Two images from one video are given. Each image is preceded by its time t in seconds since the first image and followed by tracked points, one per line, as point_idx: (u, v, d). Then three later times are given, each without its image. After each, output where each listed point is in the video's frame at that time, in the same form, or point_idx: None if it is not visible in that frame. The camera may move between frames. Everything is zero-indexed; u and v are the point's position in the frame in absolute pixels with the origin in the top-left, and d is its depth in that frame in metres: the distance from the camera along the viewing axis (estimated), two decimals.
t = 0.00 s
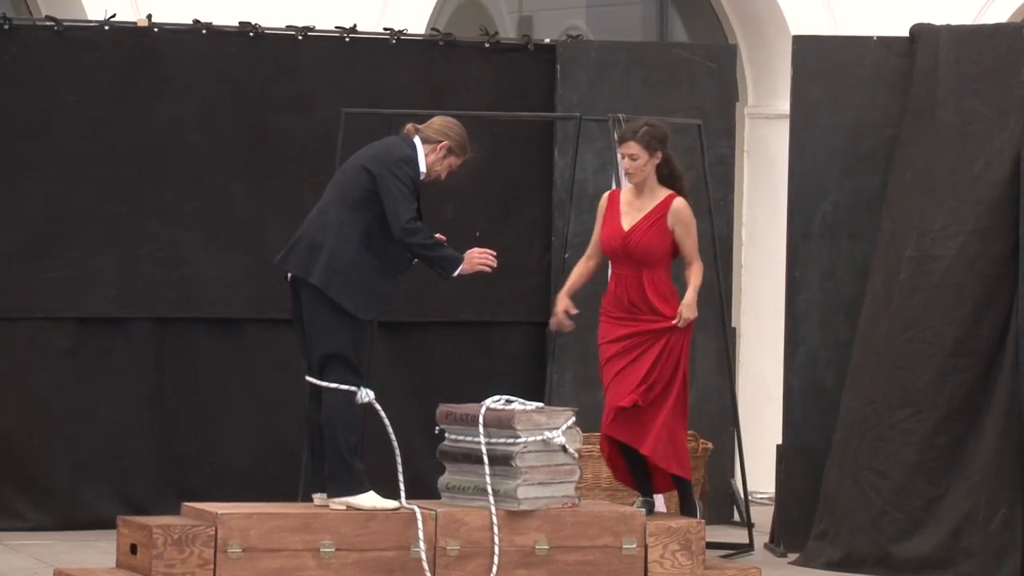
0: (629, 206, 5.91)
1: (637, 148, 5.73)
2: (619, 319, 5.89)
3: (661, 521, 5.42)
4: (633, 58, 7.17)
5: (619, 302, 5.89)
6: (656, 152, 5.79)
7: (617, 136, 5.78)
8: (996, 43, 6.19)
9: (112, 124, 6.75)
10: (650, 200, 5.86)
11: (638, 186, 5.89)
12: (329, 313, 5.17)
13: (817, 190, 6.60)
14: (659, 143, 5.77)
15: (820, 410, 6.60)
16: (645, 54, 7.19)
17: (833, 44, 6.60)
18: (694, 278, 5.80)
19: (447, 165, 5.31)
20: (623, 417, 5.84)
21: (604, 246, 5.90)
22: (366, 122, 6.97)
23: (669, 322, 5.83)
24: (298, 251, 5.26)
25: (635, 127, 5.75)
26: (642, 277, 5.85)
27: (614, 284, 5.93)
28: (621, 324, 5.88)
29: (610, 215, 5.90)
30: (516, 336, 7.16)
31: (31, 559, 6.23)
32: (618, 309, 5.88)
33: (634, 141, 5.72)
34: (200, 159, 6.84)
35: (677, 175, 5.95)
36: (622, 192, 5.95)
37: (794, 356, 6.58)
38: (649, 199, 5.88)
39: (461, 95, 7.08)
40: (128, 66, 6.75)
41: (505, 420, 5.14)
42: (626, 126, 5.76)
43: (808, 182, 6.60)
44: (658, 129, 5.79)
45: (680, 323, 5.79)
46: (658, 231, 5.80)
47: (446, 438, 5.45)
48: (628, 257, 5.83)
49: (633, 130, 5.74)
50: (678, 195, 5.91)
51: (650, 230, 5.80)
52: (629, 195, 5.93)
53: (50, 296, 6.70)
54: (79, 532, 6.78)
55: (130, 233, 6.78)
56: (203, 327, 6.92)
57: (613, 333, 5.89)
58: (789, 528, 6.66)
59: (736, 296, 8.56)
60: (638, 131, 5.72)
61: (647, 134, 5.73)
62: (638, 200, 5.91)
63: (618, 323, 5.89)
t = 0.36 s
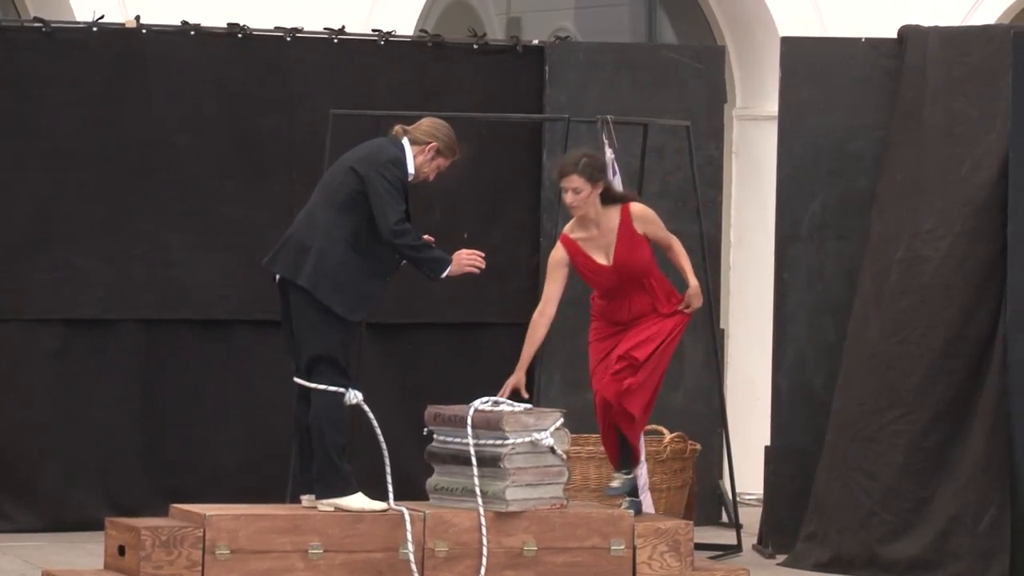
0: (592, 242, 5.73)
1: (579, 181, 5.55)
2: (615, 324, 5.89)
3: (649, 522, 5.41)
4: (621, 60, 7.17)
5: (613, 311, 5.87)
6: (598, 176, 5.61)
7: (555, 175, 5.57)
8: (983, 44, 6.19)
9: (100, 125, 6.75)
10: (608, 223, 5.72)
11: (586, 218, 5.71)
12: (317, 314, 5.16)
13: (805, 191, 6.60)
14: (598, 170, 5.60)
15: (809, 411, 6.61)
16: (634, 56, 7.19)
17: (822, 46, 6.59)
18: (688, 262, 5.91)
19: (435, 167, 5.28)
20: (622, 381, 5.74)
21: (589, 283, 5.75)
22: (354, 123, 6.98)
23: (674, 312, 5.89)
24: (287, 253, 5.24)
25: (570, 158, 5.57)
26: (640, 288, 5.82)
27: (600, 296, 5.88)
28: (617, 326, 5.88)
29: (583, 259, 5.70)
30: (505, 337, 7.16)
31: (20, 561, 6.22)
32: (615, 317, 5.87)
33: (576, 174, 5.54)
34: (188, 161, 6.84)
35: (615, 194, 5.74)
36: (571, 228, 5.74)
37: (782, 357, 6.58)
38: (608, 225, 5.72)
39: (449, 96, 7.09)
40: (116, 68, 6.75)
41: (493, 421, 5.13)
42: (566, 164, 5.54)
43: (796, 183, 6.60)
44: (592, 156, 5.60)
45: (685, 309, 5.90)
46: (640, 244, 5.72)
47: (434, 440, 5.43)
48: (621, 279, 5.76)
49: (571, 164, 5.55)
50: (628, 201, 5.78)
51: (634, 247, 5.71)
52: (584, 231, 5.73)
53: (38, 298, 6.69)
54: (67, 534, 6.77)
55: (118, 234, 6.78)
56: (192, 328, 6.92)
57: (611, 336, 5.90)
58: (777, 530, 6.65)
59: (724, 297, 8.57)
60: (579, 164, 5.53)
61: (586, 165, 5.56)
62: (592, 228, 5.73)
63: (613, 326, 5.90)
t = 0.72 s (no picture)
0: (567, 250, 5.57)
1: (548, 200, 5.37)
2: (597, 327, 5.67)
3: (642, 524, 5.39)
4: (614, 62, 7.17)
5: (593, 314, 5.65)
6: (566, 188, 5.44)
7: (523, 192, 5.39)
8: (975, 47, 6.18)
9: (93, 127, 6.74)
10: (580, 230, 5.53)
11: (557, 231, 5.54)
12: (309, 316, 5.15)
13: (797, 194, 6.60)
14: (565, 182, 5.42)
15: (801, 413, 6.61)
16: (626, 58, 7.19)
17: (814, 48, 6.60)
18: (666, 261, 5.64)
19: (427, 169, 5.30)
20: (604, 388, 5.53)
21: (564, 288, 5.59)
22: (347, 125, 6.98)
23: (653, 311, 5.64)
24: (279, 254, 5.23)
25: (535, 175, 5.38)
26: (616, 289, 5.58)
27: (579, 301, 5.67)
28: (598, 328, 5.66)
29: (557, 267, 5.55)
30: (498, 340, 7.17)
31: (13, 563, 6.21)
32: (595, 320, 5.65)
33: (544, 193, 5.36)
34: (181, 163, 6.84)
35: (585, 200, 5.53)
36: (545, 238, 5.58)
37: (774, 359, 6.58)
38: (581, 233, 5.52)
39: (441, 99, 7.09)
40: (110, 71, 6.75)
41: (486, 423, 5.14)
42: (531, 179, 5.37)
43: (788, 185, 6.60)
44: (557, 169, 5.42)
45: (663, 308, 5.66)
46: (612, 247, 5.52)
47: (427, 442, 5.43)
48: (596, 283, 5.55)
49: (537, 180, 5.37)
50: (600, 205, 5.58)
51: (606, 250, 5.52)
52: (556, 239, 5.56)
53: (30, 300, 6.69)
54: (59, 537, 6.77)
55: (111, 236, 6.77)
56: (185, 330, 6.92)
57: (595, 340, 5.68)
58: (770, 532, 6.65)
59: (716, 299, 8.58)
60: (545, 181, 5.35)
61: (553, 179, 5.38)
62: (564, 236, 5.56)
63: (594, 328, 5.68)
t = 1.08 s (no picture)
0: (552, 250, 5.56)
1: (535, 203, 5.36)
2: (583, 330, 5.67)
3: (643, 526, 5.39)
4: (614, 64, 7.17)
5: (578, 314, 5.64)
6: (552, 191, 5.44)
7: (509, 194, 5.39)
8: (975, 49, 6.18)
9: (93, 129, 6.74)
10: (565, 233, 5.53)
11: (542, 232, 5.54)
12: (310, 318, 5.15)
13: (797, 195, 6.60)
14: (551, 185, 5.41)
15: (801, 415, 6.60)
16: (626, 59, 7.19)
17: (815, 50, 6.59)
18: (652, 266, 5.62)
19: (428, 171, 5.30)
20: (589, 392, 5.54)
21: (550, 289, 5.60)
22: (348, 127, 6.98)
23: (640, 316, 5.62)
24: (279, 256, 5.23)
25: (522, 177, 5.37)
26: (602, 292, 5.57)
27: (565, 301, 5.66)
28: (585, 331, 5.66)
29: (542, 268, 5.56)
30: (498, 342, 7.17)
31: (13, 565, 6.21)
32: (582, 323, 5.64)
33: (530, 196, 5.35)
34: (181, 165, 6.84)
35: (570, 201, 5.53)
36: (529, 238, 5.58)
37: (775, 361, 6.57)
38: (566, 234, 5.52)
39: (441, 101, 7.09)
40: (109, 73, 6.75)
41: (486, 426, 5.13)
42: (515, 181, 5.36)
43: (788, 187, 6.60)
44: (543, 171, 5.41)
45: (648, 314, 5.64)
46: (596, 251, 5.51)
47: (427, 444, 5.42)
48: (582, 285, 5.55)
49: (523, 183, 5.36)
50: (586, 207, 5.57)
51: (590, 254, 5.50)
52: (541, 240, 5.56)
53: (30, 303, 6.69)
54: (59, 539, 6.76)
55: (111, 238, 6.77)
56: (185, 332, 6.91)
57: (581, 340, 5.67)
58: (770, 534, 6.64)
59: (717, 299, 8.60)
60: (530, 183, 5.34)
61: (540, 181, 5.38)
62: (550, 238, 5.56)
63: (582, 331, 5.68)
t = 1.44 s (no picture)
0: (541, 254, 5.48)
1: (522, 213, 5.26)
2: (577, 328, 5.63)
3: (647, 529, 5.32)
4: (615, 65, 7.11)
5: (571, 314, 5.60)
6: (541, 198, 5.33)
7: (497, 204, 5.28)
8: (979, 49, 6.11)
9: (89, 130, 6.68)
10: (555, 237, 5.43)
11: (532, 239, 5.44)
12: (308, 322, 5.09)
13: (800, 197, 6.55)
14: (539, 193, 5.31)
15: (803, 419, 6.55)
16: (627, 60, 7.13)
17: (817, 51, 6.54)
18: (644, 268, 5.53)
19: (427, 173, 5.24)
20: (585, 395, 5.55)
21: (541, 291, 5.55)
22: (346, 129, 6.92)
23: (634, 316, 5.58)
24: (277, 258, 5.16)
25: (508, 187, 5.26)
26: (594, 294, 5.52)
27: (558, 300, 5.61)
28: (579, 330, 5.62)
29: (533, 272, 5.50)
30: (496, 345, 7.10)
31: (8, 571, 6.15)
32: (575, 323, 5.61)
33: (518, 207, 5.25)
34: (178, 166, 6.77)
35: (559, 207, 5.41)
36: (519, 243, 5.49)
37: (777, 364, 6.51)
38: (555, 238, 5.43)
39: (441, 102, 7.03)
40: (106, 74, 6.68)
41: (486, 430, 5.06)
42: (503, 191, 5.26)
43: (790, 189, 6.54)
44: (532, 178, 5.30)
45: (642, 313, 5.59)
46: (587, 255, 5.43)
47: (427, 448, 5.36)
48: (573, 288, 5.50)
49: (511, 193, 5.26)
50: (575, 208, 5.45)
51: (581, 259, 5.43)
52: (530, 245, 5.47)
53: (26, 306, 6.61)
54: (55, 543, 6.70)
55: (108, 240, 6.70)
56: (182, 335, 6.85)
57: (574, 339, 5.64)
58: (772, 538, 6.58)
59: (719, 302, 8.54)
60: (518, 193, 5.24)
61: (528, 190, 5.28)
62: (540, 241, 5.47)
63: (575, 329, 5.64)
